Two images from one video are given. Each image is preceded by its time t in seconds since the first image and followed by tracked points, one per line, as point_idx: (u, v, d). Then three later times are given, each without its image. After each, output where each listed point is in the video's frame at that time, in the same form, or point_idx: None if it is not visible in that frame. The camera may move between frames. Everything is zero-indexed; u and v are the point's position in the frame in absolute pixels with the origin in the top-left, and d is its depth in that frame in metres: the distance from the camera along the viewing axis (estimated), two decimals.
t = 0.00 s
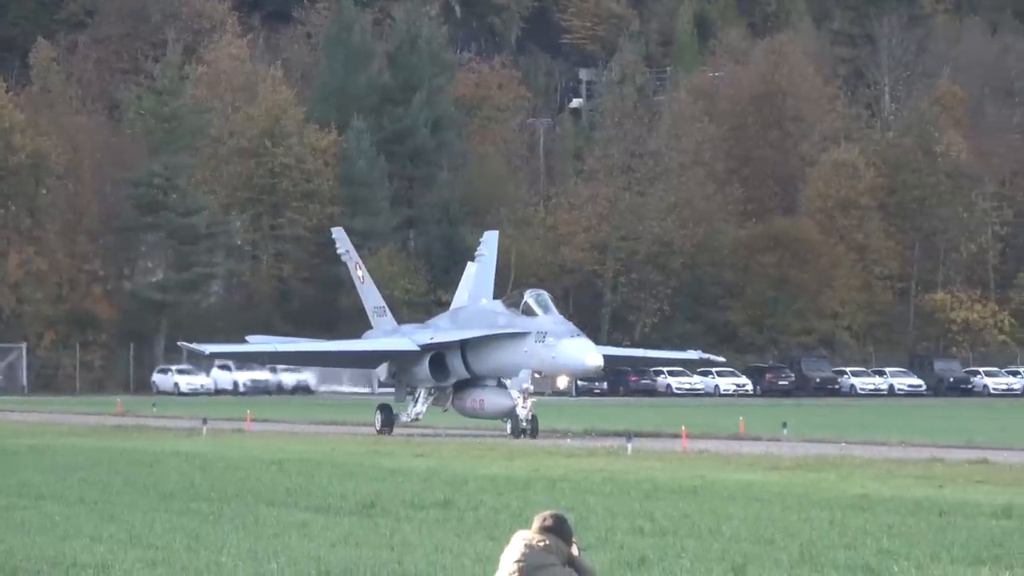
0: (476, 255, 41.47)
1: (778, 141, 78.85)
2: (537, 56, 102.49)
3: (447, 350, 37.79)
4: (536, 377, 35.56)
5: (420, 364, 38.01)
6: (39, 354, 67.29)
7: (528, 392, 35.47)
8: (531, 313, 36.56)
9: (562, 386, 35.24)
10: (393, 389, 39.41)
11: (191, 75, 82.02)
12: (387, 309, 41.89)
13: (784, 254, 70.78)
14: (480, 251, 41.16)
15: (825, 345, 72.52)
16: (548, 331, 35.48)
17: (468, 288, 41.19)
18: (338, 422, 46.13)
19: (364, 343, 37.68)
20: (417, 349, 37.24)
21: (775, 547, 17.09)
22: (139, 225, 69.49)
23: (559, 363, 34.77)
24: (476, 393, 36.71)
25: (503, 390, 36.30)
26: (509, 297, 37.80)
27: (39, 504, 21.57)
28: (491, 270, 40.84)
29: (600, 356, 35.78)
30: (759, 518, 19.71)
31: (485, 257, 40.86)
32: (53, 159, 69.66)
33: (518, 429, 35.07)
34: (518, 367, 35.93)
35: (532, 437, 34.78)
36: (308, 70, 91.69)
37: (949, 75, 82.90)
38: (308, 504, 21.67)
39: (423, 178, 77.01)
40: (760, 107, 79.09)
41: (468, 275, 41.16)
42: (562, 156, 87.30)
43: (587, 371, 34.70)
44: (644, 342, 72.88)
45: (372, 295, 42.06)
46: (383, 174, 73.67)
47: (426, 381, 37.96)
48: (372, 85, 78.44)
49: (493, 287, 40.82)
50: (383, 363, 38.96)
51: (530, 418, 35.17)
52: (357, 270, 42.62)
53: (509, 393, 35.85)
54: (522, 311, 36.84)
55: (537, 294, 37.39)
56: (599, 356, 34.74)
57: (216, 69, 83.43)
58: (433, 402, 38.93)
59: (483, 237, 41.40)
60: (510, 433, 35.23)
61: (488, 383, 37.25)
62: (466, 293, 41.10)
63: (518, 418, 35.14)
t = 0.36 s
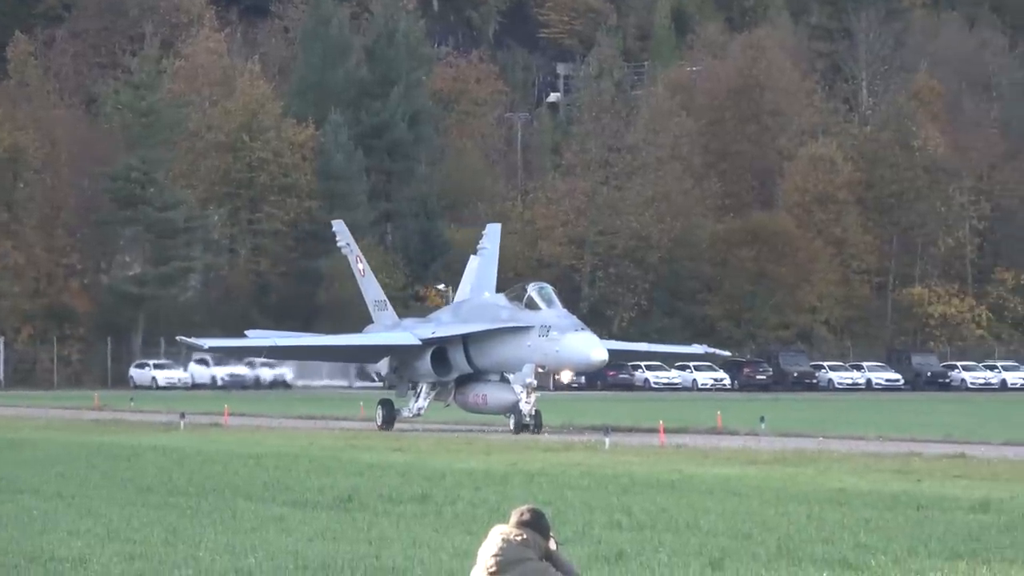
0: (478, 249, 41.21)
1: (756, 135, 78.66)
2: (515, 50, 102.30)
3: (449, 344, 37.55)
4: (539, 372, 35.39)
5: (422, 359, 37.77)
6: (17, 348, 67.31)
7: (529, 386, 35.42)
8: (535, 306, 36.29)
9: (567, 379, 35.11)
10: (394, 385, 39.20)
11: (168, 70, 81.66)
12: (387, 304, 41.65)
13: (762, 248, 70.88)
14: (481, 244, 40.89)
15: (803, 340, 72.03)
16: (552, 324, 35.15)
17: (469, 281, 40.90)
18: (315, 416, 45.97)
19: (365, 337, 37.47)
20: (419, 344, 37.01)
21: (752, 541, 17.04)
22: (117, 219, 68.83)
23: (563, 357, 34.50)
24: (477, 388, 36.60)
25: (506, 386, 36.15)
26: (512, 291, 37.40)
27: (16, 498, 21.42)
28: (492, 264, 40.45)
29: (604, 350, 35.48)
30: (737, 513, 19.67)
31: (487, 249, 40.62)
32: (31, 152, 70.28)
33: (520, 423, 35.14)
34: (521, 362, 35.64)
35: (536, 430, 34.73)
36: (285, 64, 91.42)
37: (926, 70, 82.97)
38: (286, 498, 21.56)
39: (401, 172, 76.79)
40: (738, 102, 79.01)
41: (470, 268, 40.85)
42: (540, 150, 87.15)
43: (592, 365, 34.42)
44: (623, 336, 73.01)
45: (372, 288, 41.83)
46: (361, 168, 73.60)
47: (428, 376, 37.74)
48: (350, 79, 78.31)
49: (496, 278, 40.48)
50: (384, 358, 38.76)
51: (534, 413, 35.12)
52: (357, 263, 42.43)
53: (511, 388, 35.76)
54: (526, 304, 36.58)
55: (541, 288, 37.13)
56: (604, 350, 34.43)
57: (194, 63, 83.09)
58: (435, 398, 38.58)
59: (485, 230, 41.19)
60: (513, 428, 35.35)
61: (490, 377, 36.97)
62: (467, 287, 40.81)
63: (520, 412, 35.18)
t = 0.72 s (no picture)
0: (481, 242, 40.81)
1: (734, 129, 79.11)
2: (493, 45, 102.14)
3: (452, 338, 37.21)
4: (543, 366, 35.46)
5: (425, 353, 37.41)
6: None
7: (535, 380, 35.43)
8: (540, 300, 36.04)
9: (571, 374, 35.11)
10: (397, 379, 38.84)
11: (147, 64, 81.36)
12: (389, 297, 41.34)
13: (741, 243, 70.89)
14: (485, 236, 40.57)
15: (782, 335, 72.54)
16: (557, 318, 35.05)
17: (473, 273, 40.53)
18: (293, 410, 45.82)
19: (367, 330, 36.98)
20: (422, 337, 36.68)
21: (730, 536, 16.98)
22: (95, 212, 68.40)
23: (568, 351, 34.50)
24: (481, 382, 36.28)
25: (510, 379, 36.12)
26: (516, 284, 37.15)
27: None
28: (496, 256, 40.20)
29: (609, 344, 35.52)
30: (714, 508, 19.61)
31: (492, 242, 40.30)
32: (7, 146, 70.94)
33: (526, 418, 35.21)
34: (526, 357, 35.53)
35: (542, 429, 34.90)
36: (263, 58, 91.12)
37: (904, 65, 83.00)
38: (262, 492, 21.45)
39: (380, 166, 76.86)
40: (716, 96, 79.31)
41: (472, 260, 40.45)
42: (518, 145, 87.04)
43: (597, 359, 34.45)
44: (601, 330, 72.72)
45: (376, 282, 41.56)
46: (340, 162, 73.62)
47: (431, 370, 37.35)
48: (329, 73, 78.20)
49: (500, 270, 40.19)
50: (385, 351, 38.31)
51: (539, 410, 35.24)
52: (358, 255, 42.12)
53: (516, 382, 35.63)
54: (530, 298, 36.33)
55: (546, 281, 36.82)
56: (610, 344, 34.55)
57: (172, 56, 82.78)
58: (438, 391, 38.31)
59: (488, 222, 40.79)
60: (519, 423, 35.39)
61: (494, 372, 36.66)
62: (471, 280, 40.42)
63: (526, 407, 35.22)
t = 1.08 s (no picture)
0: (484, 235, 40.60)
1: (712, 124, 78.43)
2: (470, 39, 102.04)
3: (455, 332, 37.21)
4: (548, 360, 35.25)
5: (427, 347, 37.44)
6: None
7: (539, 375, 35.30)
8: (544, 293, 35.98)
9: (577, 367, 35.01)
10: (400, 373, 38.95)
11: (124, 57, 81.05)
12: (390, 290, 41.03)
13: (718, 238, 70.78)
14: (487, 230, 40.56)
15: (759, 329, 72.49)
16: (561, 311, 34.89)
17: (476, 267, 40.52)
18: (270, 402, 45.83)
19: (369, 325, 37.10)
20: (424, 331, 36.69)
21: (706, 530, 16.93)
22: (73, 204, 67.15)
23: (572, 344, 34.32)
24: (484, 376, 36.30)
25: (514, 374, 35.86)
26: (520, 277, 37.14)
27: None
28: (499, 249, 40.15)
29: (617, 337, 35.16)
30: (690, 502, 19.60)
31: (493, 236, 40.09)
32: None
33: (531, 413, 35.06)
34: (530, 351, 35.43)
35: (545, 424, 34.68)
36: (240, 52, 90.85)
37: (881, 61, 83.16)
38: (239, 485, 21.36)
39: (357, 160, 76.50)
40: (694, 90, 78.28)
41: (475, 254, 40.49)
42: (496, 139, 87.01)
43: (602, 352, 34.24)
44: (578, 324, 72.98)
45: (376, 275, 41.33)
46: (317, 155, 73.54)
47: (434, 364, 37.40)
48: (307, 66, 77.79)
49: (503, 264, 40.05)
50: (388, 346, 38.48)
51: (542, 404, 35.05)
52: (359, 249, 41.96)
53: (520, 376, 35.49)
54: (535, 290, 36.28)
55: (550, 274, 36.76)
56: (615, 338, 34.28)
57: (149, 49, 82.50)
58: (439, 386, 38.53)
59: (491, 215, 40.57)
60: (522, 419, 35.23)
61: (498, 366, 36.63)
62: (473, 272, 40.41)
63: (530, 402, 35.03)
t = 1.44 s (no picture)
0: (485, 228, 39.12)
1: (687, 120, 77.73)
2: (444, 33, 101.85)
3: (456, 327, 35.70)
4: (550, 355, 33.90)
5: (426, 343, 35.88)
6: None
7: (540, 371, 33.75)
8: (548, 287, 34.61)
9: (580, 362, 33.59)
10: (398, 370, 37.26)
11: (98, 51, 80.55)
12: (390, 285, 39.78)
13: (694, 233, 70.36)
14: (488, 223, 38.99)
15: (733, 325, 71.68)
16: (565, 305, 33.67)
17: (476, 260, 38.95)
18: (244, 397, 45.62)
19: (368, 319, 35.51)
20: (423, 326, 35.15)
21: (681, 527, 16.84)
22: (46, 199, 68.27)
23: (578, 341, 33.00)
24: (485, 372, 34.85)
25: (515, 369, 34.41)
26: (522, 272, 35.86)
27: None
28: (499, 244, 38.58)
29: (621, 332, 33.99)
30: (664, 498, 19.51)
31: (494, 229, 38.57)
32: None
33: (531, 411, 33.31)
34: (531, 345, 34.10)
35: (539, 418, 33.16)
36: (215, 46, 90.43)
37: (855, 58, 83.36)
38: (212, 480, 21.22)
39: (332, 155, 76.31)
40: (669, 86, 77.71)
41: (475, 248, 38.85)
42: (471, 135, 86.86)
43: (607, 349, 33.00)
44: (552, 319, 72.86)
45: (375, 269, 39.86)
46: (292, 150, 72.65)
47: (433, 360, 35.78)
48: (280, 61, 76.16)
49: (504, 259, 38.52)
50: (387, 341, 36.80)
51: (544, 399, 33.52)
52: (358, 242, 40.39)
53: (521, 372, 34.00)
54: (538, 285, 34.94)
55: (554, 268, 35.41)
56: (620, 334, 33.08)
57: (124, 44, 82.08)
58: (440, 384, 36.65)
59: (492, 208, 39.12)
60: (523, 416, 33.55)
61: (499, 362, 35.15)
62: (473, 267, 38.82)
63: (530, 399, 33.39)
